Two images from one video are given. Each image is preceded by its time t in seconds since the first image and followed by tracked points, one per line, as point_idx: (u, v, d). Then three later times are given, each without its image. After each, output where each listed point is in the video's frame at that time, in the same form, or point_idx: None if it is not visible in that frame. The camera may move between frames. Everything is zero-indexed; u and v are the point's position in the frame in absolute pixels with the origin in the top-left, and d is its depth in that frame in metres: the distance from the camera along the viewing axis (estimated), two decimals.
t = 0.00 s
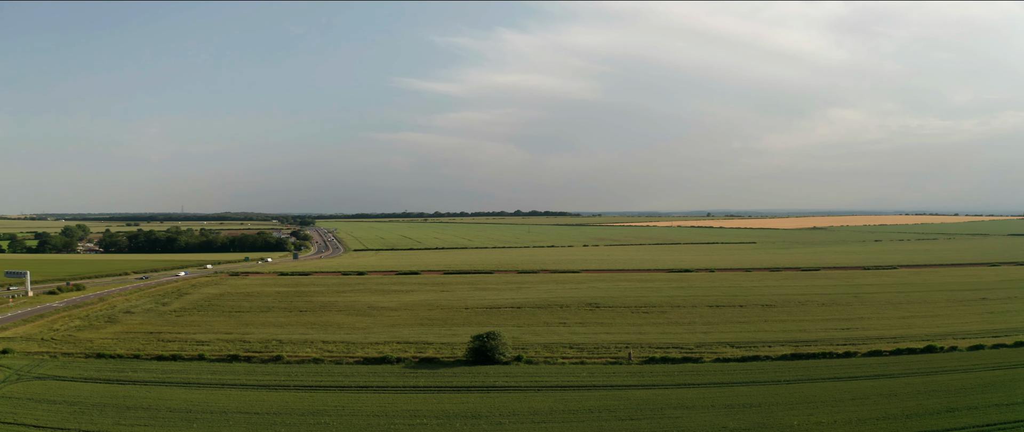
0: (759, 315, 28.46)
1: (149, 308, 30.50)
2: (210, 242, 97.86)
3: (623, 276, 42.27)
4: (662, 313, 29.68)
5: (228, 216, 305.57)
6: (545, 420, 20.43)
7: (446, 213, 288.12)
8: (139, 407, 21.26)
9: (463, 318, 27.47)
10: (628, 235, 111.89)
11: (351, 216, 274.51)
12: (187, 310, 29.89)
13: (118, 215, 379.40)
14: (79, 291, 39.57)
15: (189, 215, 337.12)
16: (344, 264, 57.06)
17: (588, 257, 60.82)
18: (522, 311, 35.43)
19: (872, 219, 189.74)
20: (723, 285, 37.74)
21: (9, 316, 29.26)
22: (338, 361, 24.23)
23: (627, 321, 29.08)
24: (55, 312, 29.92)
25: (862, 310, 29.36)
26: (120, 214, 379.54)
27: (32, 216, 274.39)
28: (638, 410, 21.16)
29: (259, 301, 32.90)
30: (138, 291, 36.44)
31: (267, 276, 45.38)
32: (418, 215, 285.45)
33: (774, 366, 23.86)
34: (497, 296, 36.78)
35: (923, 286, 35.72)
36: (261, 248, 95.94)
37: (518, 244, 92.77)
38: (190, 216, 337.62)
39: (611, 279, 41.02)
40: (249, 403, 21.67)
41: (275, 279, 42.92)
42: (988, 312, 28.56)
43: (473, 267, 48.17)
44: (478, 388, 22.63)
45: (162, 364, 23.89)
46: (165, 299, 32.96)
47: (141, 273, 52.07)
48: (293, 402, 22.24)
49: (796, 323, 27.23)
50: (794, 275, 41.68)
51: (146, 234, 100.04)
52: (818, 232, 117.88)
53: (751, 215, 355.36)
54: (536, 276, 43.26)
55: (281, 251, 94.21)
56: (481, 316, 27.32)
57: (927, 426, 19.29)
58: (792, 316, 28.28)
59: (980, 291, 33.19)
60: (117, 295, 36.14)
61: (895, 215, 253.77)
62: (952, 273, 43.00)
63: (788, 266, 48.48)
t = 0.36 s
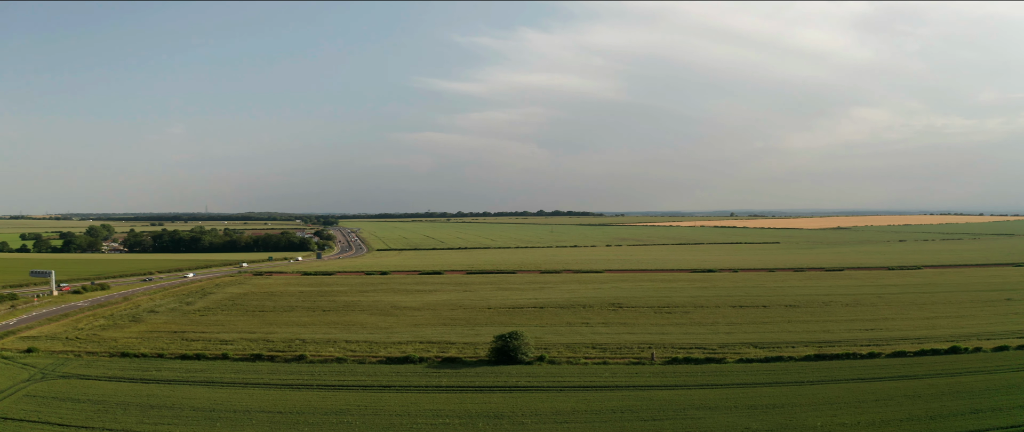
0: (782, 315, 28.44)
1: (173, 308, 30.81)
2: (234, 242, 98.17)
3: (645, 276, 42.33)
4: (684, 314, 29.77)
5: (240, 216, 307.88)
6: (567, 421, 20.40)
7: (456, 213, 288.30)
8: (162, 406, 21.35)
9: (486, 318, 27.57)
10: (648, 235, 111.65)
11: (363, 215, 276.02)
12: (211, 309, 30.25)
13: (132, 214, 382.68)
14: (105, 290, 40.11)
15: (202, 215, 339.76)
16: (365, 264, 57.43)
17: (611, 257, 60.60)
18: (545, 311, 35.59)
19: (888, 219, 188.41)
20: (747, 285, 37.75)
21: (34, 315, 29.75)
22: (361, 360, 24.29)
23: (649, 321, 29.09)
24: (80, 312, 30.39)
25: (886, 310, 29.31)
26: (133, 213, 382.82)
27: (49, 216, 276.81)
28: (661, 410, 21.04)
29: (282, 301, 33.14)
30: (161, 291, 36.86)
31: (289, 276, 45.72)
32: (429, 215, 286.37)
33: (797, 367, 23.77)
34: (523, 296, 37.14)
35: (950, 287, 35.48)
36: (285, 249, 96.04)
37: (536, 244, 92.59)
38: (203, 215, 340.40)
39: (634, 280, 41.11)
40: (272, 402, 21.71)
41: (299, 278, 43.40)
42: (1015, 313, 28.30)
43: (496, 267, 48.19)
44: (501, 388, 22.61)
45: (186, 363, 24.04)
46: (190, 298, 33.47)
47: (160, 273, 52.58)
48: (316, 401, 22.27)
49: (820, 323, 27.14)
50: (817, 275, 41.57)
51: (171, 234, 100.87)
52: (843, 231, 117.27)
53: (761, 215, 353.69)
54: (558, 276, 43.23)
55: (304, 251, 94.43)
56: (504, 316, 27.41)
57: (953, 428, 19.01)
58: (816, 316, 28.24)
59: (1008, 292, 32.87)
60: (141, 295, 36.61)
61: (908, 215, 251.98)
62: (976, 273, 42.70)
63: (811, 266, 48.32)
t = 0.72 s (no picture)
0: (806, 316, 28.41)
1: (196, 307, 31.12)
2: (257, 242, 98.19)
3: (666, 276, 42.39)
4: (707, 314, 29.87)
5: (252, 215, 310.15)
6: (590, 421, 20.33)
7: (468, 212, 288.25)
8: (186, 405, 21.41)
9: (509, 317, 27.59)
10: (672, 235, 111.24)
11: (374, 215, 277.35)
12: (235, 309, 30.59)
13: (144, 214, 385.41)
14: (130, 291, 40.65)
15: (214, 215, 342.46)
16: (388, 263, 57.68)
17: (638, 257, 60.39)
18: (568, 311, 35.71)
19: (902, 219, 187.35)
20: (770, 285, 37.73)
21: (58, 315, 30.19)
22: (383, 360, 24.34)
23: (672, 322, 29.03)
24: (101, 313, 30.74)
25: (910, 311, 29.20)
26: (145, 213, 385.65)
27: (65, 215, 278.66)
28: (683, 411, 20.95)
29: (305, 300, 33.38)
30: (185, 290, 37.31)
31: (312, 276, 46.10)
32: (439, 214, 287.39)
33: (821, 368, 23.64)
34: (546, 296, 37.27)
35: (976, 287, 35.24)
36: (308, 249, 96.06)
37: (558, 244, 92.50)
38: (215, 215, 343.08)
39: (656, 280, 41.19)
40: (295, 401, 21.74)
41: (322, 278, 43.83)
42: None
43: (519, 267, 48.34)
44: (524, 388, 22.58)
45: (209, 363, 24.13)
46: (214, 298, 33.96)
47: (178, 273, 53.05)
48: (338, 401, 22.29)
49: (843, 324, 27.05)
50: (840, 275, 41.47)
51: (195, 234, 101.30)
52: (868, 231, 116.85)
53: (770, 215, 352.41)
54: (581, 276, 43.26)
55: (327, 251, 94.57)
56: (526, 316, 27.46)
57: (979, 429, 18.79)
58: (840, 317, 28.19)
59: None
60: (164, 295, 37.05)
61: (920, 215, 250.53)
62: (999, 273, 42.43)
63: (833, 267, 48.14)
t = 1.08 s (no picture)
0: (830, 317, 28.42)
1: (219, 307, 31.47)
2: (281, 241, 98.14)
3: (688, 276, 42.43)
4: (730, 315, 29.96)
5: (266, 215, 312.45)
6: (612, 421, 20.27)
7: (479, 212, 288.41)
8: (209, 404, 21.47)
9: (532, 317, 27.61)
10: (698, 235, 111.26)
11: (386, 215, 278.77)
12: (259, 308, 31.03)
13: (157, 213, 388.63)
14: (154, 291, 41.20)
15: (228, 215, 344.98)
16: (417, 263, 58.59)
17: (669, 257, 60.55)
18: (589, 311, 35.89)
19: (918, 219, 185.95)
20: (793, 285, 37.70)
21: (82, 315, 30.65)
22: (406, 360, 24.44)
23: (695, 322, 29.00)
24: (125, 313, 31.20)
25: (935, 311, 29.05)
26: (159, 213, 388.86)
27: (90, 215, 280.82)
28: (706, 412, 20.86)
29: (328, 300, 33.69)
30: (208, 289, 37.82)
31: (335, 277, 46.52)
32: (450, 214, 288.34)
33: (845, 369, 23.52)
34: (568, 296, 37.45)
35: (1005, 288, 34.91)
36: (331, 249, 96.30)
37: (580, 244, 92.67)
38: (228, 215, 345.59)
39: (678, 280, 41.25)
40: (318, 400, 21.79)
41: (345, 277, 44.42)
42: None
43: (541, 267, 48.59)
44: (546, 388, 22.57)
45: (233, 362, 24.26)
46: (238, 297, 34.56)
47: (196, 273, 53.58)
48: (361, 400, 22.32)
49: (867, 325, 27.03)
50: (864, 275, 41.29)
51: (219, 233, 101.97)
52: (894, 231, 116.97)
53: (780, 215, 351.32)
54: (604, 276, 43.34)
55: (349, 251, 94.68)
56: (549, 316, 27.50)
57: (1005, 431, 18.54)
58: (863, 318, 28.18)
59: None
60: (188, 294, 37.51)
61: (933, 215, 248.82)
62: None
63: (856, 267, 47.85)
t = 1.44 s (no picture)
0: (853, 318, 28.46)
1: (243, 307, 31.90)
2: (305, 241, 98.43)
3: (710, 277, 42.49)
4: (753, 315, 30.05)
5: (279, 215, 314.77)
6: (634, 422, 20.20)
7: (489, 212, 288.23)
8: (232, 403, 21.53)
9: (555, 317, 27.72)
10: (720, 235, 110.66)
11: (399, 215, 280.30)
12: (282, 308, 31.50)
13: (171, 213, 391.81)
14: (179, 291, 41.82)
15: (241, 216, 347.61)
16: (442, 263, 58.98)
17: (696, 257, 60.53)
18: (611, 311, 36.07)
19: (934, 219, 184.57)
20: (817, 286, 37.65)
21: (106, 315, 31.17)
22: (429, 360, 24.54)
23: (719, 323, 29.00)
24: (149, 315, 31.64)
25: (960, 312, 28.89)
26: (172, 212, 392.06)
27: (107, 215, 284.79)
28: (728, 413, 20.78)
29: (351, 300, 34.15)
30: (232, 289, 38.49)
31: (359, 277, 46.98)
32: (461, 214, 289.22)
33: (869, 369, 23.40)
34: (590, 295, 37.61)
35: None
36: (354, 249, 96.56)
37: (601, 244, 92.48)
38: (241, 215, 348.19)
39: (700, 280, 41.34)
40: (342, 399, 21.83)
41: (368, 277, 45.01)
42: None
43: (563, 267, 48.83)
44: (569, 388, 22.55)
45: (257, 361, 24.41)
46: (262, 296, 35.19)
47: (215, 273, 54.16)
48: (383, 399, 22.37)
49: (891, 326, 27.06)
50: (888, 276, 41.12)
51: (243, 232, 102.68)
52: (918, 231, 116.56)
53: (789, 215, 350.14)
54: (627, 276, 43.51)
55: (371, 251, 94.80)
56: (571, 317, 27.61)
57: None
58: (886, 318, 28.17)
59: None
60: (212, 294, 38.11)
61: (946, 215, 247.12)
62: None
63: (880, 268, 47.54)
